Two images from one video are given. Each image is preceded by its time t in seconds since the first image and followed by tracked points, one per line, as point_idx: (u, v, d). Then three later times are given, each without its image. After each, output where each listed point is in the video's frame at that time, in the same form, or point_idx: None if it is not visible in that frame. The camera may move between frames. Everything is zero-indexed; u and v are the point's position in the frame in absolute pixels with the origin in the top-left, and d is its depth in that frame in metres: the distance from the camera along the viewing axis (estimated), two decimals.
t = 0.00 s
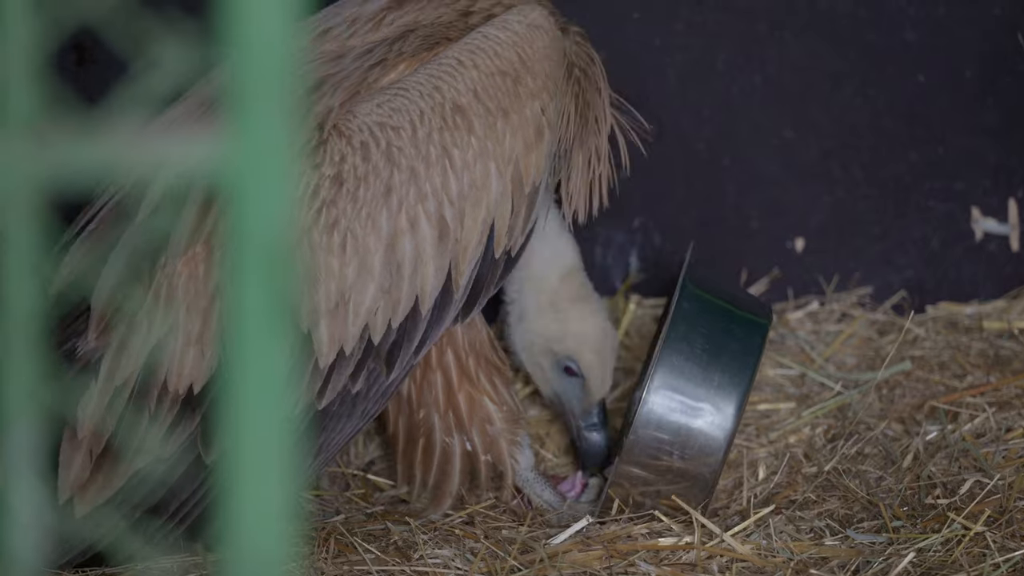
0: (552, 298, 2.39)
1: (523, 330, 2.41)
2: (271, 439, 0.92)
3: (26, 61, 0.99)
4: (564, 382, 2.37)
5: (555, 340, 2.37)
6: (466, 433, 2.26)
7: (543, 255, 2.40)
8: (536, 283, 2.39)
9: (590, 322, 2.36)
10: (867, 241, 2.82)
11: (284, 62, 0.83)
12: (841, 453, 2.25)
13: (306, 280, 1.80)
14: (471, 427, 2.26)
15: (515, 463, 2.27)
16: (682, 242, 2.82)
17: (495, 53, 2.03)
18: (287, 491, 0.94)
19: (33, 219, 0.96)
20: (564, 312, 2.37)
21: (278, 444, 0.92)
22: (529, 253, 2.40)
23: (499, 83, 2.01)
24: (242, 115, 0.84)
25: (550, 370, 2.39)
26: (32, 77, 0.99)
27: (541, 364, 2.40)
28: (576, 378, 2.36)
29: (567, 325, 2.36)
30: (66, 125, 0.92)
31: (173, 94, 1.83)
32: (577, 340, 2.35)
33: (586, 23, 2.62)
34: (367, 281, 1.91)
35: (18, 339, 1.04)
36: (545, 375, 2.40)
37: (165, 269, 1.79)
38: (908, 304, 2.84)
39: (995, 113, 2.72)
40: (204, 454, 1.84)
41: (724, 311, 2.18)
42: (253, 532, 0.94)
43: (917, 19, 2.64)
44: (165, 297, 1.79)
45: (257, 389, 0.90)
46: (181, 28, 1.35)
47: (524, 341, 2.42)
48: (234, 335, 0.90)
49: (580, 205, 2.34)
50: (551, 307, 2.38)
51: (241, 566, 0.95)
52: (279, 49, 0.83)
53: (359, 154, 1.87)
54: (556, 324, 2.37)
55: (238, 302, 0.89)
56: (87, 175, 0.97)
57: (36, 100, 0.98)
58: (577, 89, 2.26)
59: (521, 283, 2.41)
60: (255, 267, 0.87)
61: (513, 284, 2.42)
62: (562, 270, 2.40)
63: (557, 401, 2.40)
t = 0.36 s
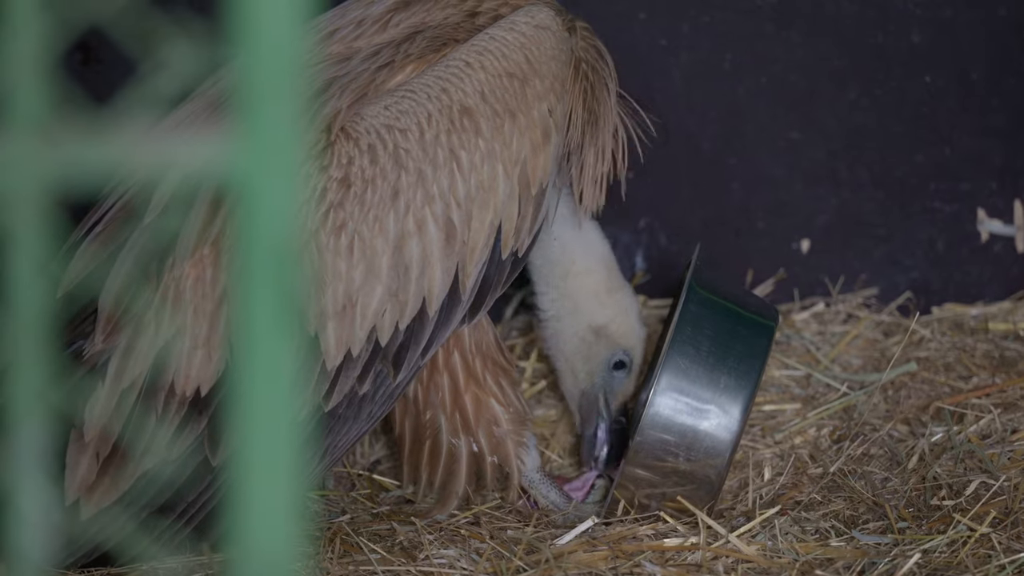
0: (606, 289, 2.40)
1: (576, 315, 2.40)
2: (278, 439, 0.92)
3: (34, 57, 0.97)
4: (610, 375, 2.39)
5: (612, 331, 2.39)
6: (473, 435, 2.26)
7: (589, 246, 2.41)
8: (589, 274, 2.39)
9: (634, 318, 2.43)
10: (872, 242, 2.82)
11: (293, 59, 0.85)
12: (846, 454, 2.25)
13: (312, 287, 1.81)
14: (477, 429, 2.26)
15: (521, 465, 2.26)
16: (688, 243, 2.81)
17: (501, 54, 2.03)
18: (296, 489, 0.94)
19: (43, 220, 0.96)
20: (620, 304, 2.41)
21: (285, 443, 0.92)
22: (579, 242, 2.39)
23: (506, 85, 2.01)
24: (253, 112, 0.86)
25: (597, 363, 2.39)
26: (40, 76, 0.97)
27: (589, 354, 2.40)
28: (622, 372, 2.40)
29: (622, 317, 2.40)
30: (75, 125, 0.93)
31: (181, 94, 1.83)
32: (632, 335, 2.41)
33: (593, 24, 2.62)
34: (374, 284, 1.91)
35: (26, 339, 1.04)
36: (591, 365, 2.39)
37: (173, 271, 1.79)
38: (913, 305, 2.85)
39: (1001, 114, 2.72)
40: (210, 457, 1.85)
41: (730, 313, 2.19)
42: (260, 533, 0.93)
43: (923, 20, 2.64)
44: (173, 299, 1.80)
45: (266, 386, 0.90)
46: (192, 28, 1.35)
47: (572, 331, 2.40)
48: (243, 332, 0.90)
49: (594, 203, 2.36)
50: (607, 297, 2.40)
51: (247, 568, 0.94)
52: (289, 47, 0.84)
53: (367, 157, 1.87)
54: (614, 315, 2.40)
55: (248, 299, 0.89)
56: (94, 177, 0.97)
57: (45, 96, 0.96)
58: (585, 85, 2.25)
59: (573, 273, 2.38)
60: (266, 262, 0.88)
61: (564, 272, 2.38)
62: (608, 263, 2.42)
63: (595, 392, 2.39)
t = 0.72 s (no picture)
0: (620, 280, 2.44)
1: (586, 302, 2.45)
2: (284, 439, 0.92)
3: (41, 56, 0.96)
4: (616, 362, 2.45)
5: (622, 321, 2.44)
6: (477, 438, 2.26)
7: (607, 236, 2.44)
8: (603, 264, 2.43)
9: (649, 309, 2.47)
10: (877, 242, 2.82)
11: (300, 60, 0.85)
12: (851, 455, 2.25)
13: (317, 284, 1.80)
14: (482, 432, 2.26)
15: (525, 467, 2.26)
16: (693, 242, 2.81)
17: (505, 55, 2.04)
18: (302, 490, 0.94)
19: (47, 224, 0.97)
20: (632, 295, 2.45)
21: (291, 444, 0.93)
22: (597, 233, 2.43)
23: (510, 85, 2.01)
24: (259, 113, 0.86)
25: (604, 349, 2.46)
26: (47, 72, 0.97)
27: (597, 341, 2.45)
28: (629, 361, 2.45)
29: (635, 309, 2.45)
30: (84, 125, 0.93)
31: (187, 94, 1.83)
32: (641, 327, 2.45)
33: (598, 24, 2.62)
34: (378, 284, 1.91)
35: (32, 340, 1.03)
36: (599, 352, 2.45)
37: (176, 272, 1.79)
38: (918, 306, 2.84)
39: (1006, 114, 2.72)
40: (215, 458, 1.85)
41: (734, 315, 2.19)
42: (265, 532, 0.93)
43: (929, 20, 2.64)
44: (177, 300, 1.79)
45: (272, 388, 0.91)
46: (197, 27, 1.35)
47: (582, 317, 2.46)
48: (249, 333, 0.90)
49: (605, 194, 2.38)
50: (620, 287, 2.44)
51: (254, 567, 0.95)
52: (296, 47, 0.84)
53: (370, 157, 1.87)
54: (625, 305, 2.44)
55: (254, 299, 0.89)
56: (102, 177, 0.97)
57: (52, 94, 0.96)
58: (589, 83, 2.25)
59: (587, 263, 2.43)
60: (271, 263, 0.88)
61: (579, 262, 2.43)
62: (624, 254, 2.46)
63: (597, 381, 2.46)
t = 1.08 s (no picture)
0: (628, 158, 2.41)
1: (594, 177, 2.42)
2: (291, 439, 0.92)
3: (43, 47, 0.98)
4: (626, 243, 2.45)
5: (632, 199, 2.43)
6: (486, 425, 2.27)
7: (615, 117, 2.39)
8: (611, 146, 2.39)
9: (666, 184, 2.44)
10: (881, 242, 2.82)
11: (307, 56, 0.85)
12: (856, 453, 2.25)
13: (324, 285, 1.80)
14: (491, 419, 2.27)
15: (534, 454, 2.26)
16: (697, 241, 2.81)
17: (473, 17, 2.06)
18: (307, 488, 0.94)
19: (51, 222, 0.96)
20: (644, 170, 2.42)
21: (296, 442, 0.93)
22: (602, 118, 2.38)
23: (483, 45, 2.02)
24: (265, 109, 0.86)
25: (614, 227, 2.45)
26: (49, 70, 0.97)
27: (607, 216, 2.45)
28: (638, 239, 2.44)
29: (646, 185, 2.42)
30: (87, 122, 0.93)
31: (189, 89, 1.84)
32: (654, 204, 2.42)
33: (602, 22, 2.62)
34: (384, 266, 1.91)
35: (37, 335, 1.03)
36: (609, 227, 2.46)
37: (186, 287, 1.79)
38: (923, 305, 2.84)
39: (1010, 113, 2.72)
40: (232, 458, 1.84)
41: (736, 302, 2.19)
42: (272, 531, 0.94)
43: (933, 19, 2.64)
44: (189, 313, 1.80)
45: (277, 385, 0.91)
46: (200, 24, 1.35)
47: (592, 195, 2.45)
48: (255, 330, 0.90)
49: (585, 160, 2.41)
50: (631, 164, 2.41)
51: (262, 567, 0.95)
52: (303, 44, 0.84)
53: (357, 140, 1.86)
54: (637, 179, 2.42)
55: (260, 296, 0.89)
56: (105, 175, 0.97)
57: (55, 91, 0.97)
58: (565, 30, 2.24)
59: (594, 148, 2.39)
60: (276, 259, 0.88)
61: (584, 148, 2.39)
62: (634, 131, 2.42)
63: (606, 254, 2.48)
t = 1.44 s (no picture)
0: (617, 260, 2.41)
1: (586, 283, 2.44)
2: (293, 436, 0.92)
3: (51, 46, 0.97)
4: (625, 345, 2.40)
5: (621, 302, 2.40)
6: (484, 429, 2.27)
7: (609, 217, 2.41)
8: (602, 245, 2.41)
9: (657, 286, 2.40)
10: (884, 241, 2.83)
11: (310, 52, 0.85)
12: (858, 453, 2.25)
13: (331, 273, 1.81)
14: (488, 423, 2.27)
15: (532, 459, 2.27)
16: (700, 240, 2.82)
17: (512, 45, 2.04)
18: (309, 484, 0.94)
19: (57, 218, 0.96)
20: (631, 273, 2.41)
21: (299, 439, 0.92)
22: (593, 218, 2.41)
23: (517, 75, 2.02)
24: (270, 107, 0.86)
25: (612, 332, 2.41)
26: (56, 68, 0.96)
27: (601, 323, 2.43)
28: (638, 342, 2.39)
29: (633, 287, 2.40)
30: (95, 118, 0.93)
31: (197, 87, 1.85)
32: (643, 304, 2.38)
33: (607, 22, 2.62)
34: (386, 275, 1.91)
35: (42, 333, 1.02)
36: (604, 335, 2.42)
37: (185, 263, 1.80)
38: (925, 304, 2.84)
39: (1014, 113, 2.72)
40: (222, 449, 1.85)
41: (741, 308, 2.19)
42: (275, 529, 0.94)
43: (936, 18, 2.64)
44: (186, 291, 1.79)
45: (280, 382, 0.90)
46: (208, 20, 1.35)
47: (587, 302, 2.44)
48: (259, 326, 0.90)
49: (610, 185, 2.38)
50: (616, 266, 2.41)
51: (264, 564, 0.95)
52: (305, 40, 0.84)
53: (378, 147, 1.86)
54: (621, 283, 2.40)
55: (265, 292, 0.89)
56: (112, 171, 0.97)
57: (63, 86, 0.96)
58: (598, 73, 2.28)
59: (585, 245, 2.41)
60: (281, 256, 0.88)
61: (577, 245, 2.42)
62: (625, 233, 2.42)
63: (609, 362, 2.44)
